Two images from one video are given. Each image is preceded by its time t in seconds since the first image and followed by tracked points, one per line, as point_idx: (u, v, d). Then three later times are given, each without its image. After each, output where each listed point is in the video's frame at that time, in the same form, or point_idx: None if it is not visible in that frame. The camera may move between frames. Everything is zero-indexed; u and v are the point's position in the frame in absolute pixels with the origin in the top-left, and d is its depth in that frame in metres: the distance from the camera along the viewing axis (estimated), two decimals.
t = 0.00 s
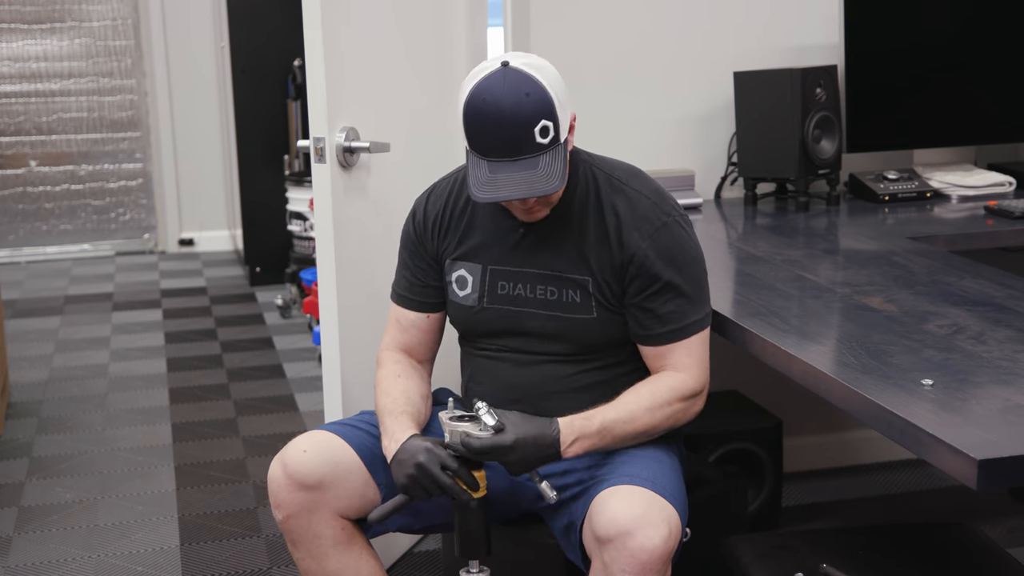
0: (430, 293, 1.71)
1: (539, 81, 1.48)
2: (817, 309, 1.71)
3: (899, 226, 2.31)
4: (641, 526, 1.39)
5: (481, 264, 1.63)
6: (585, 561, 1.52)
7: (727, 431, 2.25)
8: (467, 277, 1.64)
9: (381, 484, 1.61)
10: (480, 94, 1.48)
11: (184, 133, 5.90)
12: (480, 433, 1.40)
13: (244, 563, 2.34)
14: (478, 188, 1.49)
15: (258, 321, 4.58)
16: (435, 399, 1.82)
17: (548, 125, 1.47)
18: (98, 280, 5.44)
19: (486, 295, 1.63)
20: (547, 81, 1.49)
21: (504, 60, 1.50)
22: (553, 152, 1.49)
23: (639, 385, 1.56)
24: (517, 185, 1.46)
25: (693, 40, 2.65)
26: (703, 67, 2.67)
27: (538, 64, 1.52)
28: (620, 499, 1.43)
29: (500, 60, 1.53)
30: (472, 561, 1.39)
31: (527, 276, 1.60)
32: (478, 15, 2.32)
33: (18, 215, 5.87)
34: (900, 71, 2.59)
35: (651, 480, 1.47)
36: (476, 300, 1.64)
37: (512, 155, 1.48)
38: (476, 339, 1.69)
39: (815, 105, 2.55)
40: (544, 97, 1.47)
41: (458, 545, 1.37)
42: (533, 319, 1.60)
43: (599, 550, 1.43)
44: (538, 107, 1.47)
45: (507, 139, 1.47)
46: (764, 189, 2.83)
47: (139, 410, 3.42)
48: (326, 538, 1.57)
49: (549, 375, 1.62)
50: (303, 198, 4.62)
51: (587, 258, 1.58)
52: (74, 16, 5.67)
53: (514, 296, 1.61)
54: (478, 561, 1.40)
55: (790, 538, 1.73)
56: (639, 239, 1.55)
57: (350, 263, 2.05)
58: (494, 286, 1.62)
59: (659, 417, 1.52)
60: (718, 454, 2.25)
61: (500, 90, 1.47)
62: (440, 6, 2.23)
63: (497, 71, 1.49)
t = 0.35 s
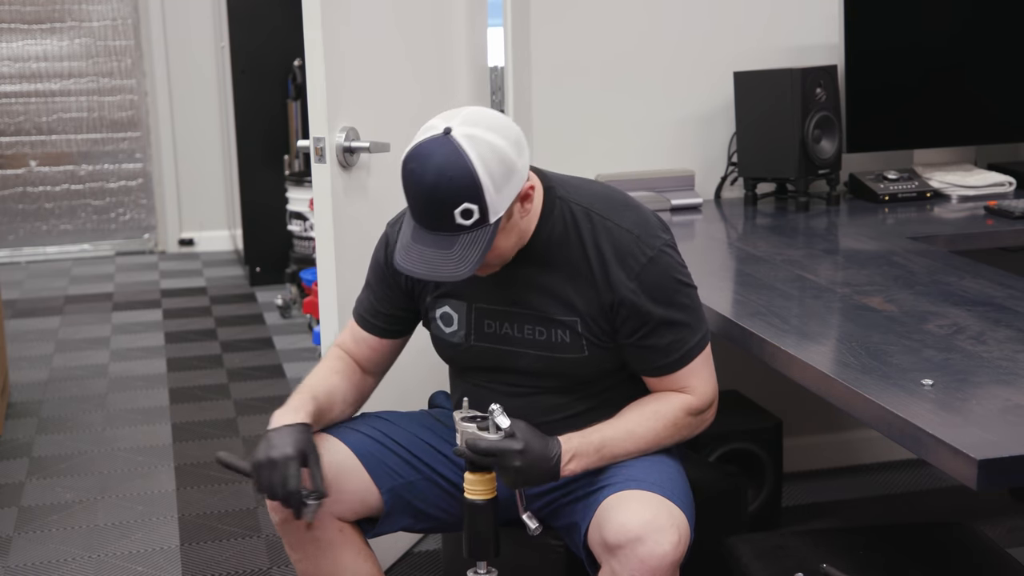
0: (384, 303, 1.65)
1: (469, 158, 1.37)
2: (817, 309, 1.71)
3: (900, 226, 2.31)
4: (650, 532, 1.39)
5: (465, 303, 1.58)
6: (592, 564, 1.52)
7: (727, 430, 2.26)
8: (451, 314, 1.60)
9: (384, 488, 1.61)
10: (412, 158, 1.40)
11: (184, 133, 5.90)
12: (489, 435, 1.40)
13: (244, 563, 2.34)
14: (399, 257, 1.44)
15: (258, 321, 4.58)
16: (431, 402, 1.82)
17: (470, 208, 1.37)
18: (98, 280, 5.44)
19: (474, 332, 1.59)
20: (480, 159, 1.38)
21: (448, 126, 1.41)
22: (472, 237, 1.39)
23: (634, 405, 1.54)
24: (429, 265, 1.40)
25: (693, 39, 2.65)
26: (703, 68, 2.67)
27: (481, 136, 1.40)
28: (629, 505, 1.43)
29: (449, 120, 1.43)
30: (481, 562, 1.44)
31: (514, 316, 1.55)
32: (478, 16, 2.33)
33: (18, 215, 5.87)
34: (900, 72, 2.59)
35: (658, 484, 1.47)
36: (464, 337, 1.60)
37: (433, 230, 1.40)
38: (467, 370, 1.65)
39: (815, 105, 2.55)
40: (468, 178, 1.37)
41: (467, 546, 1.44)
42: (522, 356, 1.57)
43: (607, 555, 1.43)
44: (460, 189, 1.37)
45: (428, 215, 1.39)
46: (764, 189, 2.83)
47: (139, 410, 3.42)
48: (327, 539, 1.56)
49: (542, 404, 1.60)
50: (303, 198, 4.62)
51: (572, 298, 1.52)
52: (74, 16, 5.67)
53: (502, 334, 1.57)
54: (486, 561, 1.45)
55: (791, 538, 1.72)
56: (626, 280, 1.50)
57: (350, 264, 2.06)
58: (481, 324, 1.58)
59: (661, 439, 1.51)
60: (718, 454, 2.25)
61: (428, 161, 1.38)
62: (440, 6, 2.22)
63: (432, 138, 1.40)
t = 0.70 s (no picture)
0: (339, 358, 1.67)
1: (333, 207, 1.38)
2: (818, 309, 1.71)
3: (900, 226, 2.31)
4: (640, 538, 1.39)
5: (421, 337, 1.54)
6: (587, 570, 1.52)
7: (727, 430, 2.25)
8: (411, 349, 1.55)
9: (421, 500, 1.60)
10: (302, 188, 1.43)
11: (184, 132, 5.90)
12: (480, 446, 1.38)
13: (244, 563, 2.34)
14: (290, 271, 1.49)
15: (258, 321, 4.58)
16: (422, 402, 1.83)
17: (330, 255, 1.39)
18: (98, 280, 5.44)
19: (437, 362, 1.55)
20: (344, 210, 1.38)
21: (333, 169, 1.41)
22: (335, 280, 1.41)
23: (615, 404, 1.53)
24: (295, 291, 1.44)
25: (694, 39, 2.65)
26: (704, 68, 2.67)
27: (359, 189, 1.39)
28: (619, 512, 1.43)
29: (345, 161, 1.42)
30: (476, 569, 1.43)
31: (472, 341, 1.52)
32: (479, 14, 2.18)
33: (18, 215, 5.87)
34: (900, 72, 2.59)
35: (647, 489, 1.47)
36: (428, 369, 1.56)
37: (309, 263, 1.43)
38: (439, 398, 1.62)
39: (815, 105, 2.55)
40: (328, 226, 1.38)
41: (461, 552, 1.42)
42: (488, 381, 1.55)
43: (601, 563, 1.43)
44: (319, 233, 1.38)
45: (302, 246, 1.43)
46: (764, 189, 2.83)
47: (138, 410, 3.42)
48: (366, 552, 1.55)
49: (518, 422, 1.58)
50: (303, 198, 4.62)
51: (522, 317, 1.50)
52: (74, 16, 5.67)
53: (462, 361, 1.54)
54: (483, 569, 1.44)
55: (791, 538, 1.72)
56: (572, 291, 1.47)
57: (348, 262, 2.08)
58: (442, 354, 1.54)
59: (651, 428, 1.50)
60: (718, 454, 2.26)
61: (305, 197, 1.40)
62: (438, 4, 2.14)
63: (317, 176, 1.41)
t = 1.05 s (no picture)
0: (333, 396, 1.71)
1: (255, 239, 1.37)
2: (818, 309, 1.71)
3: (899, 226, 2.31)
4: (631, 539, 1.38)
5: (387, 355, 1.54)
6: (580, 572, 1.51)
7: (726, 430, 2.26)
8: (382, 368, 1.56)
9: (423, 501, 1.60)
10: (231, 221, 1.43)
11: (184, 126, 5.85)
12: (471, 455, 1.34)
13: (244, 563, 2.34)
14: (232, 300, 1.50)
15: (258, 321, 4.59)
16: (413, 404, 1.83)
17: (260, 282, 1.39)
18: (98, 280, 5.44)
19: (409, 376, 1.55)
20: (266, 240, 1.37)
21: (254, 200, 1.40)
22: (268, 305, 1.41)
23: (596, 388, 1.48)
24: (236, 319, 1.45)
25: (695, 40, 2.65)
26: (704, 68, 2.67)
27: (280, 215, 1.38)
28: (610, 512, 1.43)
29: (268, 189, 1.42)
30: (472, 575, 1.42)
31: (434, 350, 1.50)
32: (479, 11, 2.25)
33: (18, 215, 5.87)
34: (900, 73, 2.59)
35: (638, 489, 1.47)
36: (403, 383, 1.56)
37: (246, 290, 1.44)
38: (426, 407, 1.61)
39: (815, 105, 2.55)
40: (253, 257, 1.38)
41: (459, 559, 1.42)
42: (460, 387, 1.54)
43: (592, 564, 1.42)
44: (246, 265, 1.39)
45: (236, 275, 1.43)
46: (764, 189, 2.83)
47: (138, 410, 3.42)
48: (372, 556, 1.55)
49: (506, 428, 1.57)
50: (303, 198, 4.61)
51: (472, 320, 1.48)
52: (74, 16, 5.67)
53: (432, 370, 1.53)
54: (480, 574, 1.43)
55: (790, 538, 1.72)
56: (515, 286, 1.45)
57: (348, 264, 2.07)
58: (410, 367, 1.54)
59: (637, 400, 1.46)
60: (718, 454, 2.26)
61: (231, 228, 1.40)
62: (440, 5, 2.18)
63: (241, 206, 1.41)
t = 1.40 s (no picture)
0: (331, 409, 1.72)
1: (230, 249, 1.38)
2: (818, 309, 1.71)
3: (899, 226, 2.31)
4: (622, 539, 1.38)
5: (372, 364, 1.55)
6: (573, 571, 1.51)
7: (726, 430, 2.26)
8: (368, 376, 1.57)
9: (417, 500, 1.59)
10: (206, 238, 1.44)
11: (184, 133, 5.86)
12: (462, 458, 1.33)
13: (244, 563, 2.34)
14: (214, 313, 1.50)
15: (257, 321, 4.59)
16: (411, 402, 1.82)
17: (239, 293, 1.39)
18: (98, 279, 5.44)
19: (394, 381, 1.56)
20: (241, 249, 1.37)
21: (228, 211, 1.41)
22: (249, 316, 1.41)
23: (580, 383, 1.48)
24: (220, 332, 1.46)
25: (695, 40, 2.65)
26: (703, 67, 2.67)
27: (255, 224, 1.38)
28: (601, 512, 1.42)
29: (241, 201, 1.42)
30: None
31: (415, 355, 1.51)
32: (479, 11, 2.26)
33: (18, 215, 5.87)
34: (900, 74, 2.59)
35: (629, 488, 1.46)
36: (389, 389, 1.57)
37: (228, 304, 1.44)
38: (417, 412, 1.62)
39: (814, 105, 2.55)
40: (230, 268, 1.38)
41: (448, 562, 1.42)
42: (445, 390, 1.55)
43: (584, 565, 1.42)
44: (225, 276, 1.39)
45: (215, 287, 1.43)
46: (764, 189, 2.83)
47: (138, 410, 3.42)
48: (365, 553, 1.56)
49: (494, 429, 1.58)
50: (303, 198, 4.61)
51: (450, 324, 1.48)
52: (74, 16, 5.66)
53: (417, 375, 1.54)
54: None
55: (790, 538, 1.72)
56: (490, 289, 1.45)
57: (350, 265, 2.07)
58: (394, 373, 1.54)
59: (623, 392, 1.45)
60: (718, 454, 2.25)
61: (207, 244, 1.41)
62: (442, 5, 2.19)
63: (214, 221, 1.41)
